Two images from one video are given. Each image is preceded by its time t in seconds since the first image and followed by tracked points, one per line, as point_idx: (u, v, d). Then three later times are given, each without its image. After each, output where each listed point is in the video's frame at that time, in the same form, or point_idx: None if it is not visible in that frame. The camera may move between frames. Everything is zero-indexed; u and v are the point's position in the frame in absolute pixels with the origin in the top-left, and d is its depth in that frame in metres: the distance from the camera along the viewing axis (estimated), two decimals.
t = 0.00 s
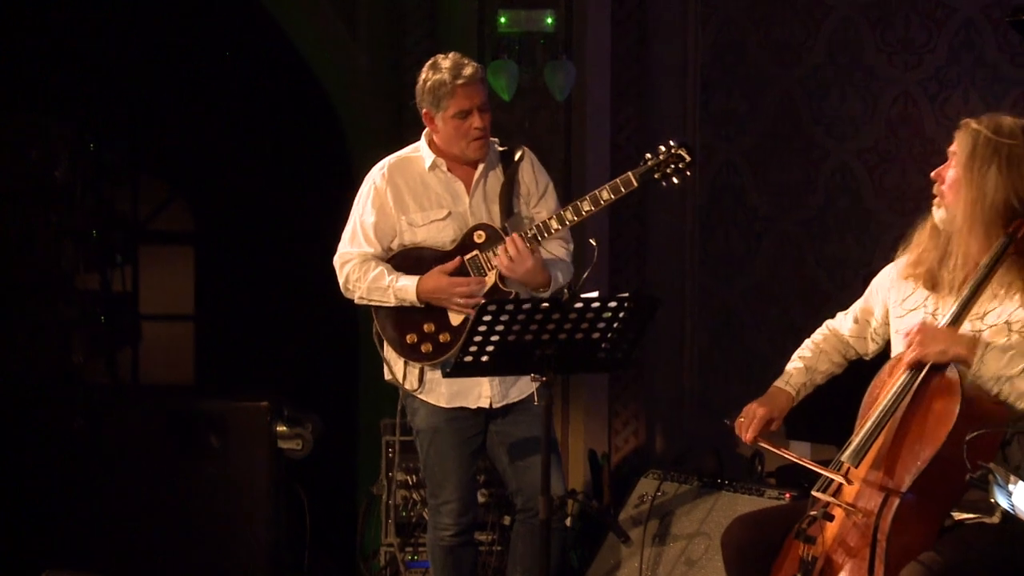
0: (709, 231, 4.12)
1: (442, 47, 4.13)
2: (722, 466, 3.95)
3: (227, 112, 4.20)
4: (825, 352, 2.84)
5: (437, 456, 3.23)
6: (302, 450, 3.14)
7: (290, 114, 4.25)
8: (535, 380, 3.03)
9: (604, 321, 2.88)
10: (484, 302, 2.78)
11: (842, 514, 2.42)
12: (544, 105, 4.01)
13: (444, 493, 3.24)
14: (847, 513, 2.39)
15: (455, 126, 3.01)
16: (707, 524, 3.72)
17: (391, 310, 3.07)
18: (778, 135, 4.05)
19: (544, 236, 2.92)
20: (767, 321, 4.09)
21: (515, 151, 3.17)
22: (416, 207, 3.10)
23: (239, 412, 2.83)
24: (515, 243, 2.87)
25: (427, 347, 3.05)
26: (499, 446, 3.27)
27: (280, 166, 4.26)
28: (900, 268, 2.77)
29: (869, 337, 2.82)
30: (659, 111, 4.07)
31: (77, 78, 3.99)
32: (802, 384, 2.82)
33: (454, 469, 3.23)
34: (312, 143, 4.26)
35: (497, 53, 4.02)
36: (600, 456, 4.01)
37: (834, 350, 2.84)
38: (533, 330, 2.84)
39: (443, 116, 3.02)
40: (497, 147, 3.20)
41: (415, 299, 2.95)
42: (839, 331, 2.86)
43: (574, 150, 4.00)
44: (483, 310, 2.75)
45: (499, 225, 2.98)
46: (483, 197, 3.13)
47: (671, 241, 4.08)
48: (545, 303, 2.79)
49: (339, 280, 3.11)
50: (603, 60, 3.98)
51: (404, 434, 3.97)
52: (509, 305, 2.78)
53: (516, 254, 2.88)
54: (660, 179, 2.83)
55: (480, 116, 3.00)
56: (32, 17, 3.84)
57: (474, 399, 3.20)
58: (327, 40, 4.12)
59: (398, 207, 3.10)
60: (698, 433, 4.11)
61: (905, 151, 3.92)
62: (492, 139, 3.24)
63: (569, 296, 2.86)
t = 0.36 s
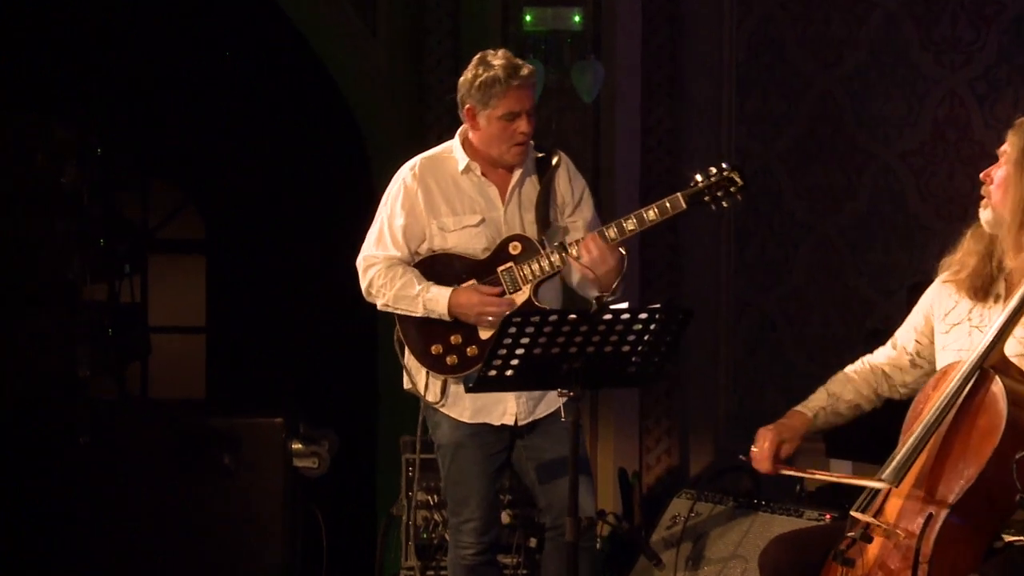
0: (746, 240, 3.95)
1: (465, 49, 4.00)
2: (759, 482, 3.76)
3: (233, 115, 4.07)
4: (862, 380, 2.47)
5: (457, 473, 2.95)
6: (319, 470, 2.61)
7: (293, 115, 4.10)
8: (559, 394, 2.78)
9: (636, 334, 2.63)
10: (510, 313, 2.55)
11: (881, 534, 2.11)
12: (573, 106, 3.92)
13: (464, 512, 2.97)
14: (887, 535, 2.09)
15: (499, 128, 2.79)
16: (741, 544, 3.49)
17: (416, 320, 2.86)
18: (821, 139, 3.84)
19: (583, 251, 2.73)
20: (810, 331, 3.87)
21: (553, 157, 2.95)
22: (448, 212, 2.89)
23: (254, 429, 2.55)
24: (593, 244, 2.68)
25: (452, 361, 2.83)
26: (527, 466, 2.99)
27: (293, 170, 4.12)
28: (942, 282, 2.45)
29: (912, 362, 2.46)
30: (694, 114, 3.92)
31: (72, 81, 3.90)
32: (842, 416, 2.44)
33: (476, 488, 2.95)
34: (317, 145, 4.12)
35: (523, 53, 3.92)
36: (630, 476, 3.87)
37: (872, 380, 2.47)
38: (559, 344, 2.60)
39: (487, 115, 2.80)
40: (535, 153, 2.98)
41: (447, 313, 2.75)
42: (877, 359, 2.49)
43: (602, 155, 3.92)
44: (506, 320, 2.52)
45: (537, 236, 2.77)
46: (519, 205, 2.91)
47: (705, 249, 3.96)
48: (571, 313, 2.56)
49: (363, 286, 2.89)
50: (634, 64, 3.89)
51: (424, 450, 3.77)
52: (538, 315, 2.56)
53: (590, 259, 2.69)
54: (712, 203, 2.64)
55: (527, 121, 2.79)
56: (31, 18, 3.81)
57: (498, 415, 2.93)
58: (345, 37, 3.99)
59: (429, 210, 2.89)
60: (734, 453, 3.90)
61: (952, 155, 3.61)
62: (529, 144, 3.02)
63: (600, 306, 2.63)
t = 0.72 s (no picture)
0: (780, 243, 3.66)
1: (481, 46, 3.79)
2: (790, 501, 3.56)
3: (235, 114, 3.91)
4: (895, 403, 2.21)
5: (484, 488, 2.75)
6: (327, 488, 2.62)
7: (293, 115, 3.93)
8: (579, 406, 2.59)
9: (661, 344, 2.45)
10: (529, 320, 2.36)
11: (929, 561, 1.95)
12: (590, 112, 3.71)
13: (490, 528, 2.76)
14: (933, 562, 1.91)
15: (566, 139, 2.60)
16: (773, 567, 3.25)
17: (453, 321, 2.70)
18: (852, 140, 3.69)
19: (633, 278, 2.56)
20: (844, 338, 3.71)
21: (617, 169, 2.77)
22: (499, 215, 2.72)
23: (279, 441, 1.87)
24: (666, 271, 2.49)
25: (485, 372, 2.69)
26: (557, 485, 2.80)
27: (294, 171, 3.95)
28: (965, 290, 2.22)
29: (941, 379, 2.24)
30: (719, 117, 3.70)
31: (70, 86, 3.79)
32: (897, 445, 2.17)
33: (502, 504, 2.76)
34: (317, 144, 3.95)
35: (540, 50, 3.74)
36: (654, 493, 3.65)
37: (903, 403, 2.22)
38: (580, 355, 2.43)
39: (557, 124, 2.59)
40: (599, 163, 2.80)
41: (490, 318, 2.60)
42: (902, 377, 2.24)
43: (624, 157, 3.69)
44: (528, 330, 2.34)
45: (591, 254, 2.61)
46: (574, 218, 2.74)
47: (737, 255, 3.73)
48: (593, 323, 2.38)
49: (401, 278, 2.74)
50: (659, 61, 3.68)
51: (437, 467, 3.60)
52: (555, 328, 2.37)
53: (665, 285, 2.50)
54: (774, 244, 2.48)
55: (595, 138, 2.59)
56: (31, 17, 3.72)
57: (524, 433, 2.73)
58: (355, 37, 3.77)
59: (480, 211, 2.72)
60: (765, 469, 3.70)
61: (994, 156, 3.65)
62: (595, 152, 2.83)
63: (622, 316, 2.44)
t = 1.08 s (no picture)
0: (799, 254, 3.63)
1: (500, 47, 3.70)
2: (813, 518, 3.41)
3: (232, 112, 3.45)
4: (885, 370, 1.79)
5: (517, 502, 2.61)
6: (336, 504, 2.30)
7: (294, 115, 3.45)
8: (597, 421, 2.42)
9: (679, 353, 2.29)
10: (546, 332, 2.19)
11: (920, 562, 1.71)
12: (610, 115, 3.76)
13: (520, 545, 2.63)
14: None
15: (640, 157, 2.42)
16: None
17: (500, 332, 2.54)
18: (881, 146, 3.60)
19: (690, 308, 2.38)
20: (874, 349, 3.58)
21: (689, 197, 2.62)
22: (561, 225, 2.56)
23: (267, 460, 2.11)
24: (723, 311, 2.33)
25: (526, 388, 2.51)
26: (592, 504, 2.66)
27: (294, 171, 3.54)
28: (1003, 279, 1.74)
29: (946, 360, 1.80)
30: (743, 120, 3.66)
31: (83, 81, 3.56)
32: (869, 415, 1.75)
33: (535, 521, 2.62)
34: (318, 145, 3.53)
35: (558, 54, 3.76)
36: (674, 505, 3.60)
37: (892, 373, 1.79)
38: (597, 366, 2.26)
39: (633, 139, 2.41)
40: (672, 184, 2.64)
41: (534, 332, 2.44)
42: (904, 342, 1.81)
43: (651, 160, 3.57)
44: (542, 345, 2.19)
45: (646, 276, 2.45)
46: (637, 238, 2.58)
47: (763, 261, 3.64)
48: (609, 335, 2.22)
49: (451, 279, 2.59)
50: (678, 66, 3.67)
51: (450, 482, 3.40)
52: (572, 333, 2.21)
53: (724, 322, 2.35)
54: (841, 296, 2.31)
55: (669, 161, 2.41)
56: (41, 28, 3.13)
57: (561, 450, 2.59)
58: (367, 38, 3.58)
59: (541, 218, 2.57)
60: (789, 483, 3.60)
61: None
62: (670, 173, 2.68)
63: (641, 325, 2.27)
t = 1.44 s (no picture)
0: (823, 266, 3.46)
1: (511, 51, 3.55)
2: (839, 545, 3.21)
3: (235, 112, 3.55)
4: (902, 357, 1.77)
5: (539, 525, 2.47)
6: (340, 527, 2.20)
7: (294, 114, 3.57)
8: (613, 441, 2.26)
9: (700, 373, 2.15)
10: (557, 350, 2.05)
11: None
12: (627, 121, 3.50)
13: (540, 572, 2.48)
14: None
15: (690, 168, 2.28)
16: None
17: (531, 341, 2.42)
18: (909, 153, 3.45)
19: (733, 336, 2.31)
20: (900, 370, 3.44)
21: (741, 214, 2.48)
22: (602, 232, 2.44)
23: (269, 477, 2.12)
24: (765, 336, 2.28)
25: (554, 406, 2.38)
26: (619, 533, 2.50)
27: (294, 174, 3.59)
28: None
29: (979, 361, 1.76)
30: (766, 125, 3.46)
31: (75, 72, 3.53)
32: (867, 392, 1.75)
33: (556, 547, 2.47)
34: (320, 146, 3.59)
35: (573, 58, 3.47)
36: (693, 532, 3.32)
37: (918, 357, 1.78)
38: (613, 384, 2.13)
39: (684, 148, 2.27)
40: (724, 200, 2.49)
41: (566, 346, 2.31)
42: (938, 333, 1.78)
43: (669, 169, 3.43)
44: (557, 360, 2.05)
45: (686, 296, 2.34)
46: (682, 254, 2.45)
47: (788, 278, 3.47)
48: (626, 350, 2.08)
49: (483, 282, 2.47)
50: (697, 70, 3.44)
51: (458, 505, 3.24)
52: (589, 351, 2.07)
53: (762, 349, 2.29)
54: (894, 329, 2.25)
55: (719, 177, 2.27)
56: (31, 16, 3.26)
57: (586, 471, 2.44)
58: (365, 41, 3.56)
59: (582, 224, 2.44)
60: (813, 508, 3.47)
61: None
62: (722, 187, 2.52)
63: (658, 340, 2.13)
